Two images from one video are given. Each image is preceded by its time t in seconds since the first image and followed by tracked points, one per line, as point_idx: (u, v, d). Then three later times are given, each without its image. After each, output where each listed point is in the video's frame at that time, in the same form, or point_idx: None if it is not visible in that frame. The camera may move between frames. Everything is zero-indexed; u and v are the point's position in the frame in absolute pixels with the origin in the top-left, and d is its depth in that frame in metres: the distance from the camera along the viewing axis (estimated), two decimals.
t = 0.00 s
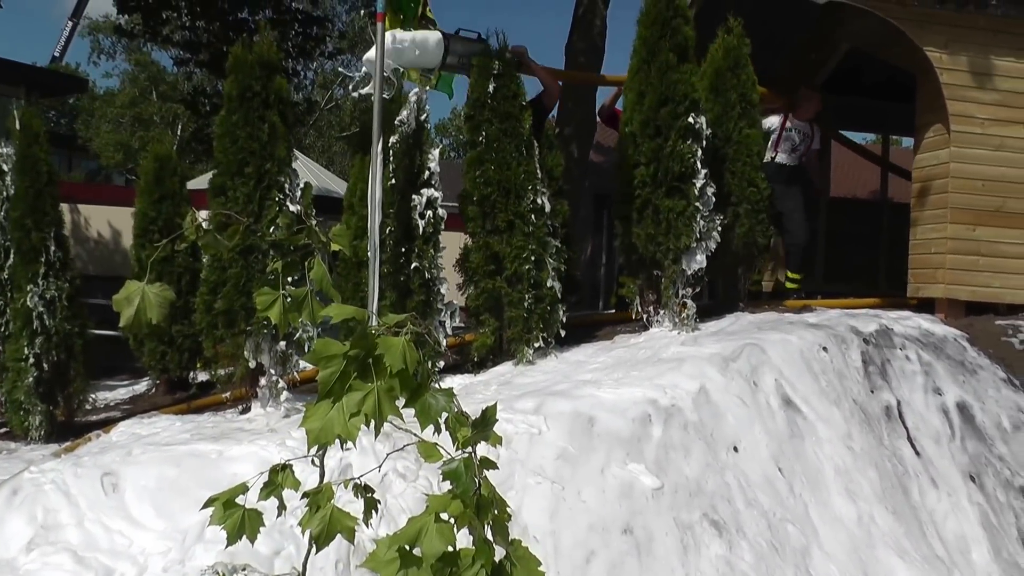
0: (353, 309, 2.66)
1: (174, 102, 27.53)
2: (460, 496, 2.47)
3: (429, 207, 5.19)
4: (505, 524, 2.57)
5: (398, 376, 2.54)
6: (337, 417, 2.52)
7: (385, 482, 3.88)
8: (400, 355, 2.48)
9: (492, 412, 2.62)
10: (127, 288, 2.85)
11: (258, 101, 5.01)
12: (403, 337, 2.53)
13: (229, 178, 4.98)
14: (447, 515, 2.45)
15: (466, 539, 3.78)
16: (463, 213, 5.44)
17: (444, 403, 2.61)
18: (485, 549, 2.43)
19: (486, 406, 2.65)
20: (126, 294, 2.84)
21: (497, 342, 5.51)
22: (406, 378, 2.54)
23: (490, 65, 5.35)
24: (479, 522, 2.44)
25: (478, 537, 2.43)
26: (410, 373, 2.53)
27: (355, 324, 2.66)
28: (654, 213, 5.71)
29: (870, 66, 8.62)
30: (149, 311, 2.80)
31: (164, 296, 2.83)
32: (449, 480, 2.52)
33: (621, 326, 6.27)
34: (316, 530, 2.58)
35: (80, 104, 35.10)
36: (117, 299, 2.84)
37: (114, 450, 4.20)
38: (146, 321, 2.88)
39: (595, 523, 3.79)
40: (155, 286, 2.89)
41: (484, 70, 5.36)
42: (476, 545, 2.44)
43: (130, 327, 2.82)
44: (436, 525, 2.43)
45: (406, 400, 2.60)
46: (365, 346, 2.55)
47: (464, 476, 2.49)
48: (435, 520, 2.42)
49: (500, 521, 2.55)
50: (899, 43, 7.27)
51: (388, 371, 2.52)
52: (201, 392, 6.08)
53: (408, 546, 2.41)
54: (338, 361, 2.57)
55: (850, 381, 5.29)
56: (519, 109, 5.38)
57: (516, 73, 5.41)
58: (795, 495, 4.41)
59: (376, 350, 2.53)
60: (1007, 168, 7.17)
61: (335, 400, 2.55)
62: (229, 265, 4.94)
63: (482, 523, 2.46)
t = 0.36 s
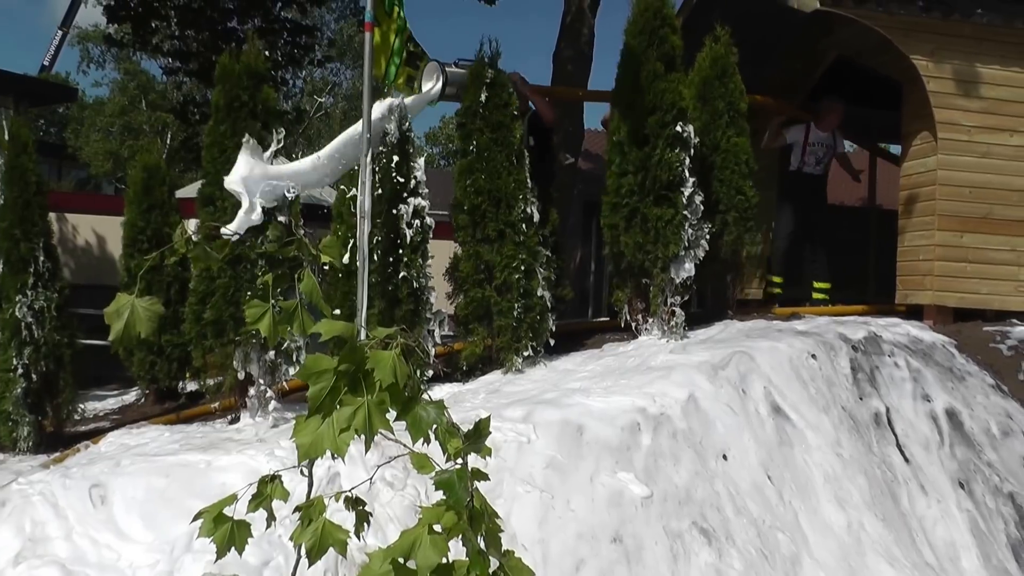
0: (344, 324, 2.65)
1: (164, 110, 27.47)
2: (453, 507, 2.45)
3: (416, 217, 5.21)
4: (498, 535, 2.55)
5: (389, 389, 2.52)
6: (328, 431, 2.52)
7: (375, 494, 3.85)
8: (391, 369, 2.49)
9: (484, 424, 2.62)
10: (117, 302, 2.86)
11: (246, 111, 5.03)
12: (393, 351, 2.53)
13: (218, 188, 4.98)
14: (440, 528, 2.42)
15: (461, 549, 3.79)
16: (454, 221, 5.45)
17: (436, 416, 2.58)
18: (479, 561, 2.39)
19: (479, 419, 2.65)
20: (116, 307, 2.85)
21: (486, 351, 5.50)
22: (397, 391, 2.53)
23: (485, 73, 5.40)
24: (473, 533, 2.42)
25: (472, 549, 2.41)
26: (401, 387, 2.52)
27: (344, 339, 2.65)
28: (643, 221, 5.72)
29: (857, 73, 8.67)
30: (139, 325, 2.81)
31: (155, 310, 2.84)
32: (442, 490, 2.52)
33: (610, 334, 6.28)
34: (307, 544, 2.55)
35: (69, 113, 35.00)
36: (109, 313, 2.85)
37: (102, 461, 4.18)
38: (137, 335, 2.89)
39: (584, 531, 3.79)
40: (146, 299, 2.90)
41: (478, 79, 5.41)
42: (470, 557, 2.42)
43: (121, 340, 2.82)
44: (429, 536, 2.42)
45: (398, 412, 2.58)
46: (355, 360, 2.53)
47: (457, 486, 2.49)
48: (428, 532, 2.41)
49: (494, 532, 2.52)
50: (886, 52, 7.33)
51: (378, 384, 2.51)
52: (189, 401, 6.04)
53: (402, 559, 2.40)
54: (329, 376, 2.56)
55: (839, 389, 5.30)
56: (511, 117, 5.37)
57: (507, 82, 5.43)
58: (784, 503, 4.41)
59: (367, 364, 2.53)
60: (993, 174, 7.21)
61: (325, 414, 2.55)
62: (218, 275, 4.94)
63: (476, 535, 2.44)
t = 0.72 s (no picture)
0: (334, 335, 2.62)
1: (153, 119, 27.40)
2: (444, 515, 2.44)
3: (405, 226, 5.21)
4: (489, 544, 2.55)
5: (379, 399, 2.51)
6: (318, 440, 2.51)
7: (364, 504, 3.85)
8: (381, 379, 2.49)
9: (474, 433, 2.63)
10: (110, 316, 2.91)
11: (231, 121, 5.00)
12: (383, 360, 2.54)
13: (206, 200, 4.97)
14: (432, 536, 2.41)
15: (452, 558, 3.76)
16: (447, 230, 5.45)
17: (426, 425, 2.58)
18: (471, 569, 2.42)
19: (469, 428, 2.65)
20: (108, 322, 2.90)
21: (475, 360, 5.50)
22: (388, 401, 2.52)
23: (490, 83, 5.41)
24: (464, 542, 2.43)
25: (464, 557, 2.42)
26: (391, 397, 2.52)
27: (334, 349, 2.62)
28: (631, 230, 5.73)
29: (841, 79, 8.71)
30: (132, 339, 2.86)
31: (146, 323, 2.88)
32: (433, 499, 2.49)
33: (599, 342, 6.28)
34: (296, 554, 2.54)
35: (58, 122, 34.89)
36: (102, 327, 2.89)
37: (91, 472, 4.16)
38: (129, 348, 2.95)
39: (574, 541, 3.78)
40: (138, 314, 2.95)
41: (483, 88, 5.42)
42: (463, 565, 2.44)
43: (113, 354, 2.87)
44: (421, 546, 2.40)
45: (388, 422, 2.57)
46: (344, 369, 2.55)
47: (449, 495, 2.46)
48: (420, 541, 2.40)
49: (485, 541, 2.52)
50: (873, 60, 7.36)
51: (368, 394, 2.51)
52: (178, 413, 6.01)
53: (395, 569, 2.39)
54: (319, 385, 2.56)
55: (828, 396, 5.32)
56: (510, 129, 5.40)
57: (511, 92, 5.45)
58: (773, 510, 4.42)
59: (358, 374, 2.53)
60: (979, 181, 7.28)
61: (315, 423, 2.54)
62: (206, 286, 4.97)
63: (468, 543, 2.45)
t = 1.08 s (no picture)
0: (316, 346, 2.63)
1: (141, 129, 27.36)
2: (428, 524, 2.42)
3: (395, 236, 5.21)
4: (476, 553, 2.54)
5: (364, 410, 2.51)
6: (302, 452, 2.50)
7: (351, 514, 3.84)
8: (365, 389, 2.47)
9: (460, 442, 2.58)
10: (95, 324, 2.82)
11: (227, 132, 5.01)
12: (367, 370, 2.51)
13: (195, 209, 4.96)
14: (417, 547, 2.38)
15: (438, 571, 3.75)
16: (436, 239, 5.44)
17: (410, 434, 2.56)
18: None
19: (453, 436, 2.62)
20: (94, 328, 2.82)
21: (462, 369, 5.48)
22: (373, 412, 2.52)
23: (486, 97, 5.42)
24: (450, 551, 2.40)
25: (449, 566, 2.39)
26: (376, 407, 2.50)
27: (317, 361, 2.63)
28: (618, 238, 5.73)
29: (828, 87, 8.75)
30: (117, 346, 2.79)
31: (133, 331, 2.81)
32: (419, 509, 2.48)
33: (587, 352, 6.29)
34: (281, 565, 2.50)
35: (45, 131, 34.77)
36: (87, 334, 2.81)
37: (76, 484, 4.12)
38: (114, 357, 2.85)
39: (561, 550, 3.77)
40: (123, 320, 2.88)
41: (480, 101, 5.42)
42: None
43: (98, 362, 2.79)
44: (405, 555, 2.36)
45: (372, 432, 2.56)
46: (328, 381, 2.53)
47: (432, 504, 2.46)
48: (405, 551, 2.35)
49: (471, 550, 2.52)
50: (858, 68, 7.41)
51: (354, 404, 2.50)
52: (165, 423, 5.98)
53: None
54: (302, 397, 2.55)
55: (814, 404, 5.33)
56: (506, 139, 5.44)
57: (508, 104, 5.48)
58: (761, 519, 4.42)
59: (341, 385, 2.51)
60: (965, 189, 7.33)
61: (300, 434, 2.52)
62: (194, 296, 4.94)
63: (453, 552, 2.43)
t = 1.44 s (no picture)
0: (294, 362, 2.58)
1: (126, 137, 27.27)
2: (408, 540, 2.45)
3: (376, 245, 5.21)
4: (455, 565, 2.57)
5: (345, 424, 2.53)
6: (288, 468, 2.51)
7: (335, 523, 3.84)
8: (344, 403, 2.50)
9: (440, 455, 2.66)
10: (70, 338, 2.83)
11: (204, 141, 5.01)
12: (346, 384, 2.54)
13: (178, 219, 4.94)
14: (396, 560, 2.41)
15: None
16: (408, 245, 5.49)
17: (389, 447, 2.60)
18: None
19: (433, 450, 2.71)
20: (69, 344, 2.82)
21: (448, 379, 5.48)
22: (352, 425, 2.54)
23: (422, 105, 5.41)
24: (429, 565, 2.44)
25: None
26: (355, 421, 2.53)
27: (297, 375, 2.59)
28: (603, 247, 5.76)
29: (808, 97, 8.84)
30: (93, 362, 2.79)
31: (109, 345, 2.83)
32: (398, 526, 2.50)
33: (572, 360, 6.30)
34: None
35: (29, 139, 34.59)
36: (62, 349, 2.81)
37: (59, 497, 4.09)
38: (91, 372, 2.86)
39: (548, 558, 3.77)
40: (99, 335, 2.88)
41: (415, 111, 5.42)
42: None
43: (75, 378, 2.80)
44: (385, 569, 2.39)
45: (352, 445, 2.59)
46: (308, 397, 2.52)
47: (413, 521, 2.46)
48: (383, 565, 2.38)
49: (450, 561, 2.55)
50: (840, 78, 7.48)
51: (334, 419, 2.51)
52: (150, 433, 5.95)
53: None
54: (284, 416, 2.54)
55: (800, 411, 5.36)
56: (451, 147, 5.44)
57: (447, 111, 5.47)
58: (747, 525, 4.43)
59: (321, 400, 2.53)
60: (947, 197, 7.43)
61: (285, 451, 2.53)
62: (177, 306, 4.93)
63: (432, 566, 2.46)
